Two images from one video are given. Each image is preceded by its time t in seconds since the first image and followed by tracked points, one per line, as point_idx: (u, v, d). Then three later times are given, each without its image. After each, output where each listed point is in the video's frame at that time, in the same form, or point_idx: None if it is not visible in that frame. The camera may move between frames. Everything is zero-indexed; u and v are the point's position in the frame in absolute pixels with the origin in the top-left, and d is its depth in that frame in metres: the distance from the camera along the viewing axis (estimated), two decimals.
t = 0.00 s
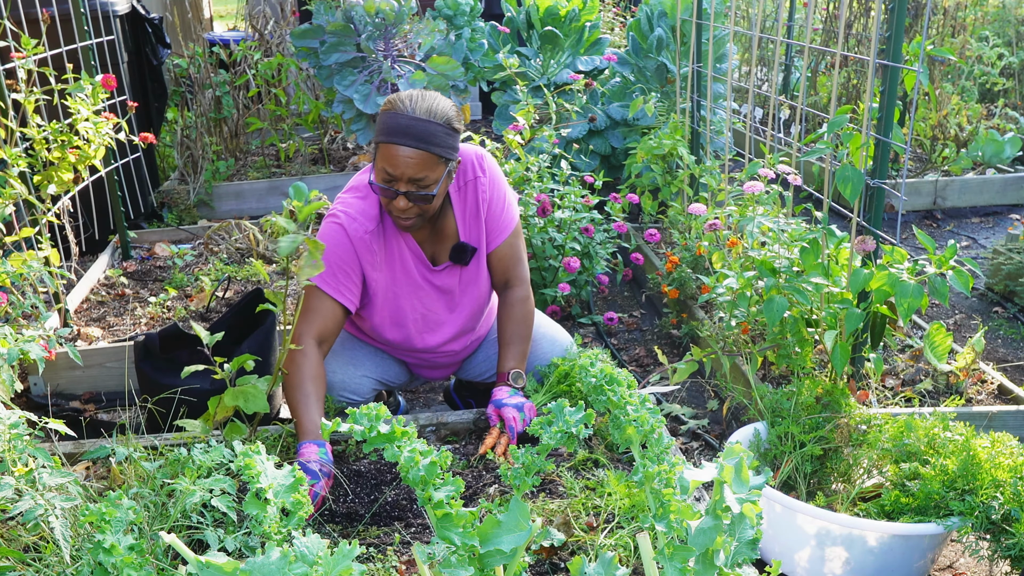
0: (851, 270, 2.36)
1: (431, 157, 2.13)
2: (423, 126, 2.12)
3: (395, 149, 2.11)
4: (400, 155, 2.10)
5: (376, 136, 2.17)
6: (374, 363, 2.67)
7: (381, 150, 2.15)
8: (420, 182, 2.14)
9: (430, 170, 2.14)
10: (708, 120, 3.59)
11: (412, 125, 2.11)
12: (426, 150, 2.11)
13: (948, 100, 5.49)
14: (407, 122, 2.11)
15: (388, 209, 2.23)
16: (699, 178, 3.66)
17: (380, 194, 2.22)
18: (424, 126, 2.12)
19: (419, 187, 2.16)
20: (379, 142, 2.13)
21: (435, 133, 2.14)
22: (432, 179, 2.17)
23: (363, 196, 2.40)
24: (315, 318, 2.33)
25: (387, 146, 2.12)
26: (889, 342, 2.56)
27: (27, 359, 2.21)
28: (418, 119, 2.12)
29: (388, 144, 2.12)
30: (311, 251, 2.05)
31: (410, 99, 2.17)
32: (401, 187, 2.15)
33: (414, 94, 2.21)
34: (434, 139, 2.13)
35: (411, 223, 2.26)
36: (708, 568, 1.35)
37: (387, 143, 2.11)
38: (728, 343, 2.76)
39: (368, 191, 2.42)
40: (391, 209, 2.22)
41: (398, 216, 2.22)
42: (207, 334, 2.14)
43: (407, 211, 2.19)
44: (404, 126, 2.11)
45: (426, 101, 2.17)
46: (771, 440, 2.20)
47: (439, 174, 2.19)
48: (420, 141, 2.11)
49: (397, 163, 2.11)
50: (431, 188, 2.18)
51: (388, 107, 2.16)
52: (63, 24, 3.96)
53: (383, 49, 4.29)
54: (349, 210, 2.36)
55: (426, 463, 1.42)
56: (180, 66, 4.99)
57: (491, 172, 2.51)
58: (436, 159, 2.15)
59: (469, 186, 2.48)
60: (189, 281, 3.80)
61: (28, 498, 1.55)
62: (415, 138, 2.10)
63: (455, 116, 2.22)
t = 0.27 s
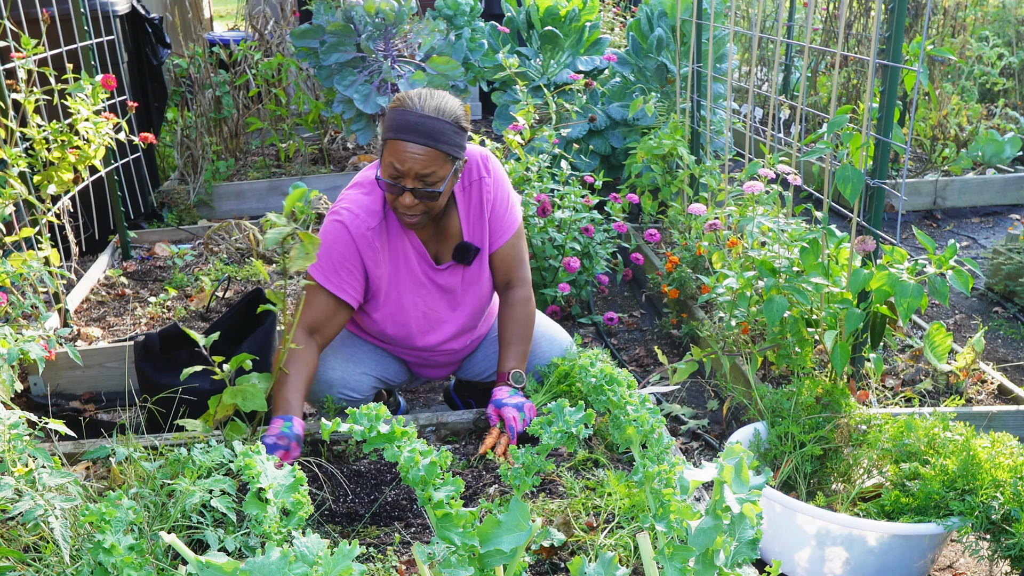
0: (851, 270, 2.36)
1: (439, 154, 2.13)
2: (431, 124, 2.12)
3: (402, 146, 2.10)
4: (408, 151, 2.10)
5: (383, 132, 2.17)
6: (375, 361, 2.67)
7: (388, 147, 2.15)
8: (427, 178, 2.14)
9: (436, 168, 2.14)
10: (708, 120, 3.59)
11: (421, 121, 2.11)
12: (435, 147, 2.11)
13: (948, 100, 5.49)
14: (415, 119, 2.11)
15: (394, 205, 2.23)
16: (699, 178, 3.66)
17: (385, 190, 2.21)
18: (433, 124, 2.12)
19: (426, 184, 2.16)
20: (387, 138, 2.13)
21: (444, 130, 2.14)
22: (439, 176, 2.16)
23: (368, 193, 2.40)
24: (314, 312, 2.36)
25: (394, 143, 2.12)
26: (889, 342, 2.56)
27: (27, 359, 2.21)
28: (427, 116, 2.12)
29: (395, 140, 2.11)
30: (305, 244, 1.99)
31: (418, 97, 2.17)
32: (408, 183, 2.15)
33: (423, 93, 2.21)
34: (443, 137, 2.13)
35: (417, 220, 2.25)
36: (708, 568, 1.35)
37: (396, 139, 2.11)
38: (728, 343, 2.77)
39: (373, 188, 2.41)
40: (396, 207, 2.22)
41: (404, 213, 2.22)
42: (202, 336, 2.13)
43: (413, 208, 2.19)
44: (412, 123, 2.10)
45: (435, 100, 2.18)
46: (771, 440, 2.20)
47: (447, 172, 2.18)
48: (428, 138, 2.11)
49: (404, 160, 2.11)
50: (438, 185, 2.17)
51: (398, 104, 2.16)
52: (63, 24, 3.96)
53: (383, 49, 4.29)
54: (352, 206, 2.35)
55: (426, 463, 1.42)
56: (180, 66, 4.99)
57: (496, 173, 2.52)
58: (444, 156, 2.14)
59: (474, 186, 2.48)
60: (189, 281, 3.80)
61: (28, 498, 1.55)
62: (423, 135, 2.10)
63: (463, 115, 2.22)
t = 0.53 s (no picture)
0: (851, 270, 2.36)
1: (434, 147, 2.13)
2: (427, 116, 2.12)
3: (398, 137, 2.11)
4: (403, 142, 2.11)
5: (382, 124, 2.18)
6: (375, 356, 2.66)
7: (385, 138, 2.16)
8: (421, 169, 2.14)
9: (431, 160, 2.14)
10: (708, 120, 3.59)
11: (417, 114, 2.11)
12: (429, 139, 2.11)
13: (948, 100, 5.49)
14: (412, 111, 2.11)
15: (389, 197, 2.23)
16: (699, 178, 3.66)
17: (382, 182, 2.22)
18: (429, 116, 2.12)
19: (420, 176, 2.16)
20: (384, 129, 2.15)
21: (440, 123, 2.14)
22: (434, 169, 2.16)
23: (367, 186, 2.41)
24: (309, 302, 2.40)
25: (391, 134, 2.13)
26: (889, 342, 2.56)
27: (27, 359, 2.21)
28: (424, 109, 2.12)
29: (392, 132, 2.12)
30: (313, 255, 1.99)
31: (417, 91, 2.18)
32: (401, 174, 2.15)
33: (422, 87, 2.22)
34: (438, 130, 2.13)
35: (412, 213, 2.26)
36: (708, 568, 1.35)
37: (392, 130, 2.12)
38: (728, 343, 2.76)
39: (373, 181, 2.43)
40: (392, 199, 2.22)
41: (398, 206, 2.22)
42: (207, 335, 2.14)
43: (408, 199, 2.19)
44: (409, 114, 2.11)
45: (434, 94, 2.18)
46: (771, 440, 2.20)
47: (442, 166, 2.18)
48: (424, 131, 2.11)
49: (398, 151, 2.12)
50: (433, 177, 2.17)
51: (397, 97, 2.17)
52: (63, 24, 3.96)
53: (383, 49, 4.29)
54: (350, 198, 2.37)
55: (426, 463, 1.42)
56: (180, 66, 4.99)
57: (498, 174, 2.52)
58: (439, 149, 2.15)
59: (476, 184, 2.49)
60: (189, 281, 3.80)
61: (28, 498, 1.55)
62: (419, 128, 2.11)
63: (462, 110, 2.23)
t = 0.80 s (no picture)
0: (851, 270, 2.36)
1: (428, 139, 2.13)
2: (421, 108, 2.12)
3: (392, 129, 2.12)
4: (398, 134, 2.11)
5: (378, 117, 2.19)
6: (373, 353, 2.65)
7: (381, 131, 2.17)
8: (415, 161, 2.14)
9: (425, 152, 2.14)
10: (708, 120, 3.59)
11: (411, 106, 2.12)
12: (423, 131, 2.12)
13: (948, 100, 5.49)
14: (405, 103, 2.12)
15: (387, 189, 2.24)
16: (699, 178, 3.66)
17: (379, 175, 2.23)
18: (423, 108, 2.12)
19: (415, 168, 2.16)
20: (380, 122, 2.15)
21: (434, 116, 2.14)
22: (427, 161, 2.16)
23: (369, 180, 2.42)
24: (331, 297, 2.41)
25: (386, 126, 2.13)
26: (889, 342, 2.56)
27: (27, 359, 2.21)
28: (418, 102, 2.13)
29: (387, 124, 2.13)
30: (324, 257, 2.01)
31: (413, 84, 2.19)
32: (397, 167, 2.16)
33: (417, 81, 2.22)
34: (433, 122, 2.13)
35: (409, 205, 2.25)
36: (708, 568, 1.35)
37: (387, 122, 2.13)
38: (728, 342, 2.76)
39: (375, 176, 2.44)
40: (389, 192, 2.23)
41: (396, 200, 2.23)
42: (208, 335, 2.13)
43: (403, 191, 2.19)
44: (402, 107, 2.12)
45: (429, 87, 2.18)
46: (771, 440, 2.20)
47: (437, 159, 2.19)
48: (418, 123, 2.11)
49: (393, 142, 2.12)
50: (428, 169, 2.17)
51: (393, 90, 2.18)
52: (63, 24, 3.96)
53: (383, 49, 4.29)
54: (352, 191, 2.38)
55: (426, 463, 1.42)
56: (180, 66, 4.99)
57: (499, 173, 2.53)
58: (433, 142, 2.15)
59: (476, 182, 2.50)
60: (189, 281, 3.80)
61: (28, 498, 1.55)
62: (413, 120, 2.11)
63: (458, 103, 2.22)
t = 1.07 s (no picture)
0: (851, 270, 2.36)
1: (421, 132, 2.14)
2: (410, 103, 2.13)
3: (384, 126, 2.12)
4: (390, 131, 2.12)
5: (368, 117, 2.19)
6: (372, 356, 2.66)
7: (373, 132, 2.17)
8: (411, 156, 2.14)
9: (419, 146, 2.14)
10: (708, 120, 3.59)
11: (400, 102, 2.12)
12: (415, 125, 2.12)
13: (948, 100, 5.49)
14: (394, 99, 2.12)
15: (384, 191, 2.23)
16: (699, 178, 3.66)
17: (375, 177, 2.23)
18: (412, 103, 2.13)
19: (411, 164, 2.16)
20: (371, 122, 2.16)
21: (424, 109, 2.14)
22: (424, 155, 2.16)
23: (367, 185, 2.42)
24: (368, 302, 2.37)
25: (377, 126, 2.14)
26: (889, 342, 2.56)
27: (27, 359, 2.21)
28: (406, 96, 2.13)
29: (378, 123, 2.13)
30: (320, 255, 1.99)
31: (399, 81, 2.20)
32: (394, 165, 2.15)
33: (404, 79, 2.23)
34: (424, 115, 2.14)
35: (411, 203, 2.25)
36: (708, 568, 1.35)
37: (379, 121, 2.13)
38: (728, 343, 2.76)
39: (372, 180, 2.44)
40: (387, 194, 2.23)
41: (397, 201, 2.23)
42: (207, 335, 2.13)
43: (402, 189, 2.19)
44: (392, 103, 2.12)
45: (416, 82, 2.19)
46: (771, 440, 2.20)
47: (431, 151, 2.18)
48: (410, 117, 2.12)
49: (386, 140, 2.12)
50: (424, 163, 2.17)
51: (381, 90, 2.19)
52: (63, 24, 3.96)
53: (383, 49, 4.29)
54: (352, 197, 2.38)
55: (426, 463, 1.41)
56: (180, 66, 4.99)
57: (494, 171, 2.52)
58: (426, 135, 2.15)
59: (471, 183, 2.49)
60: (189, 281, 3.80)
61: (28, 498, 1.55)
62: (405, 115, 2.11)
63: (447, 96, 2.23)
